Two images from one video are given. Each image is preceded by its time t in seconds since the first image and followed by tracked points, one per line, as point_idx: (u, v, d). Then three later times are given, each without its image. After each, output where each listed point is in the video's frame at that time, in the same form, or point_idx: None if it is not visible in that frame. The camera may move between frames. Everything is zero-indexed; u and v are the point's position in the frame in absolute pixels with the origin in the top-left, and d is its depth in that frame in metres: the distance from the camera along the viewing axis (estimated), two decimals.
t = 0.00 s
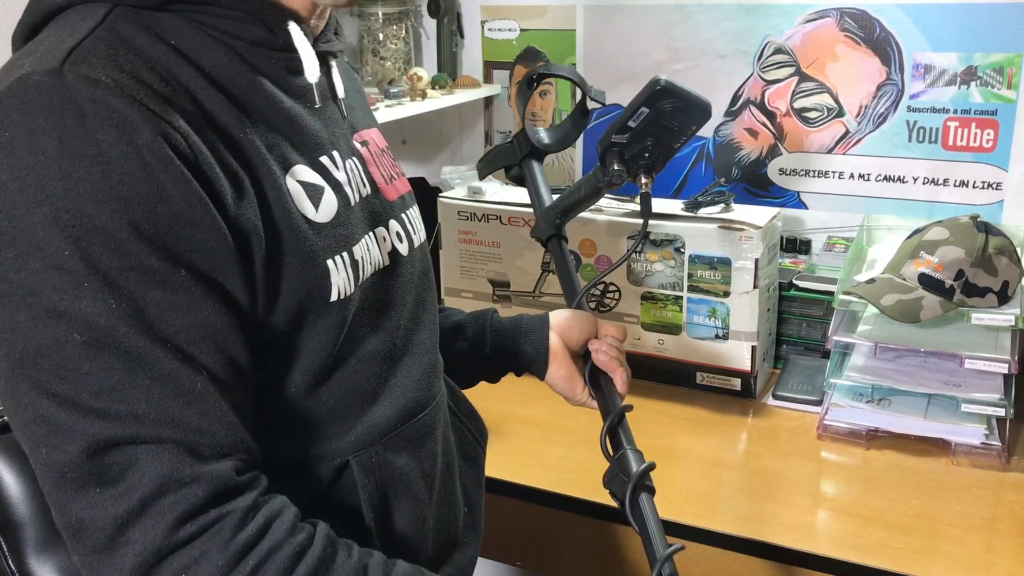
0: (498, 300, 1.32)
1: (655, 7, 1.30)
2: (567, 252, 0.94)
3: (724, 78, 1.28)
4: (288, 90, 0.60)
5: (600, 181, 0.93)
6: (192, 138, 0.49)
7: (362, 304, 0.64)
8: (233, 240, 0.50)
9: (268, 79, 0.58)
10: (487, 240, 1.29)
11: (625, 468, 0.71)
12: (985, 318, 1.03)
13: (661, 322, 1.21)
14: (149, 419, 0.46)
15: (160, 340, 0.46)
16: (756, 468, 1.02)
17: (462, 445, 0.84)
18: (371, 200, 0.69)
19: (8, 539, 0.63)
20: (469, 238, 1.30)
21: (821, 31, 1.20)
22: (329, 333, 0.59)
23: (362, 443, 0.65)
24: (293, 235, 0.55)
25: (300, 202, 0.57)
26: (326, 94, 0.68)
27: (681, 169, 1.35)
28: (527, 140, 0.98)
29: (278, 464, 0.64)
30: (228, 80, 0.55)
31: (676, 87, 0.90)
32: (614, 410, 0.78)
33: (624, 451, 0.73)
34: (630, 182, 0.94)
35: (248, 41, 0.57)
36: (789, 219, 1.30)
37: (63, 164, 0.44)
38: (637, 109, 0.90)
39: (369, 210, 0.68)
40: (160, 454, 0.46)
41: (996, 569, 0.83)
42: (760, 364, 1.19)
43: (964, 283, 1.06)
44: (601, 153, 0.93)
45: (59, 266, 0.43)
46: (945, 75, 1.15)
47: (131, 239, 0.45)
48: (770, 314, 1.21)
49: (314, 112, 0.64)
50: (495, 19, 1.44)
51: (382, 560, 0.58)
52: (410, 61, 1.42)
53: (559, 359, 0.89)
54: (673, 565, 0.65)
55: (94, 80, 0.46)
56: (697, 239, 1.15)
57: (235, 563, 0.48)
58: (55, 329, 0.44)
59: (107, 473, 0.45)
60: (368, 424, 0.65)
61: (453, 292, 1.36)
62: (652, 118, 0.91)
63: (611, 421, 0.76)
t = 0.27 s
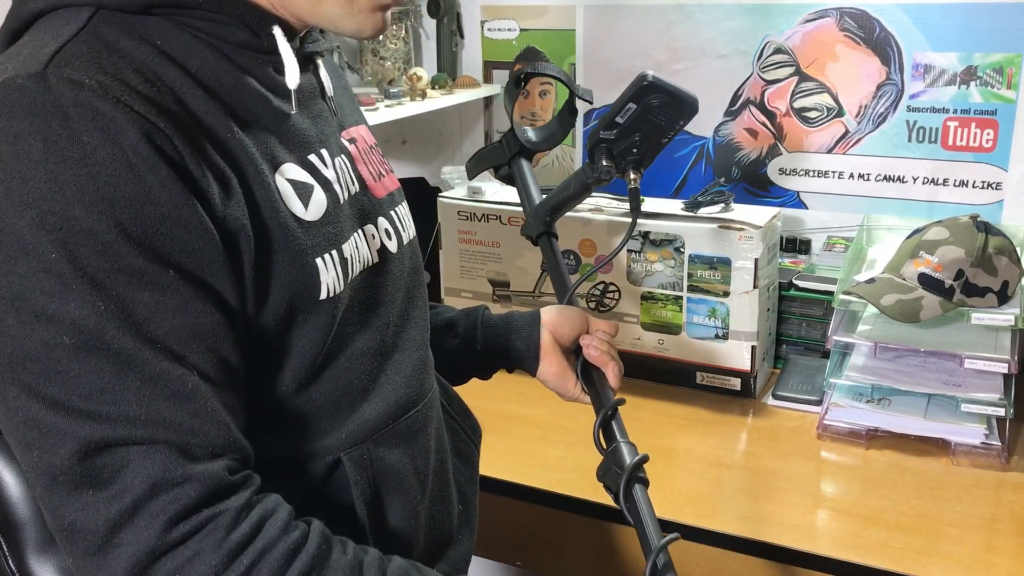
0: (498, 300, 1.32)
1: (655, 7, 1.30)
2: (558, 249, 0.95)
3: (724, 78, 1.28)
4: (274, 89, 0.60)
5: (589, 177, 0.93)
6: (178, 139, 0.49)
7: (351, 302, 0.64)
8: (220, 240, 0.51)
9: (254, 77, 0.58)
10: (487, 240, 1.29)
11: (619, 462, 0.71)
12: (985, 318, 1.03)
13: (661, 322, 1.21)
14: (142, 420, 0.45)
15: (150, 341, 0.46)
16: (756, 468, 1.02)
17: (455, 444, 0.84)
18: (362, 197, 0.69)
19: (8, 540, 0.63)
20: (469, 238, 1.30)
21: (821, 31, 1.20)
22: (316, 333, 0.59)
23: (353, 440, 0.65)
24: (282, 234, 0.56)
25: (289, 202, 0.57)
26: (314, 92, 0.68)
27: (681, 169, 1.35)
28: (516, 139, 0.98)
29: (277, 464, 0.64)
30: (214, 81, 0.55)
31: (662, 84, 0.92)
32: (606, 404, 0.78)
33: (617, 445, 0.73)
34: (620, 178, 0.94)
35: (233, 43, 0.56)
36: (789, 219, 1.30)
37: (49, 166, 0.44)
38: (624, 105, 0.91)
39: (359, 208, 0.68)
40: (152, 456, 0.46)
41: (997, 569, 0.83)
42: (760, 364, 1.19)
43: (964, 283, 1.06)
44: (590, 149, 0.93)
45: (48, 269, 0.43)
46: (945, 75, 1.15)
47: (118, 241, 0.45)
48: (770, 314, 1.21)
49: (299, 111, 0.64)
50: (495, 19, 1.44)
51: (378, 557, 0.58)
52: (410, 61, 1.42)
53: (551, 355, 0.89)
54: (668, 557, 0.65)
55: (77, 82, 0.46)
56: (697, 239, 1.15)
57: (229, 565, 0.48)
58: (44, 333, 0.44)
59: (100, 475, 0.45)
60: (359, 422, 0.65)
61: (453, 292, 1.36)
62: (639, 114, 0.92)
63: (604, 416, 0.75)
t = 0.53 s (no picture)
0: (498, 300, 1.32)
1: (655, 7, 1.30)
2: (553, 244, 0.97)
3: (725, 78, 1.28)
4: (274, 78, 0.60)
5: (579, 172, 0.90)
6: (181, 128, 0.49)
7: (352, 295, 0.64)
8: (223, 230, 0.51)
9: (255, 67, 0.58)
10: (487, 240, 1.29)
11: (616, 456, 0.71)
12: (984, 318, 1.03)
13: (661, 322, 1.21)
14: (145, 412, 0.45)
15: (153, 332, 0.46)
16: (756, 468, 1.02)
17: (451, 440, 0.84)
18: (361, 189, 0.69)
19: (8, 540, 0.63)
20: (469, 238, 1.30)
21: (821, 31, 1.20)
22: (316, 326, 0.59)
23: (356, 435, 0.65)
24: (285, 224, 0.56)
25: (292, 191, 0.57)
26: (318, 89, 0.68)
27: (681, 169, 1.35)
28: (508, 135, 0.99)
29: (277, 464, 0.64)
30: (214, 70, 0.54)
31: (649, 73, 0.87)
32: (602, 400, 0.78)
33: (614, 440, 0.73)
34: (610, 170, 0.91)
35: (231, 35, 0.57)
36: (789, 219, 1.30)
37: (50, 155, 0.44)
38: (608, 98, 0.87)
39: (360, 199, 0.68)
40: (156, 449, 0.45)
41: (996, 569, 0.83)
42: (760, 364, 1.19)
43: (964, 283, 1.06)
44: (578, 141, 0.90)
45: (49, 259, 0.43)
46: (945, 75, 1.15)
47: (121, 230, 0.45)
48: (770, 314, 1.21)
49: (299, 100, 0.64)
50: (494, 19, 1.44)
51: (383, 551, 0.57)
52: (410, 61, 1.42)
53: (546, 352, 0.89)
54: (668, 548, 0.65)
55: (79, 71, 0.46)
56: (697, 239, 1.15)
57: (233, 559, 0.47)
58: (46, 324, 0.44)
59: (102, 468, 0.45)
60: (363, 416, 0.65)
61: (454, 292, 1.36)
62: (625, 106, 0.88)
63: (600, 412, 0.75)
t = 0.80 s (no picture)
0: (498, 300, 1.32)
1: (655, 7, 1.30)
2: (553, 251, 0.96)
3: (725, 78, 1.28)
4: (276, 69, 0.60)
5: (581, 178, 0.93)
6: (179, 117, 0.49)
7: (356, 288, 0.64)
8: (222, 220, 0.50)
9: (258, 60, 0.58)
10: (487, 240, 1.29)
11: (616, 456, 0.71)
12: (984, 318, 1.03)
13: (661, 322, 1.21)
14: (142, 402, 0.45)
15: (151, 322, 0.46)
16: (755, 468, 1.02)
17: (452, 439, 0.84)
18: (363, 183, 0.69)
19: (8, 540, 0.64)
20: (469, 238, 1.30)
21: (821, 31, 1.20)
22: (319, 318, 0.59)
23: (361, 429, 0.65)
24: (286, 215, 0.56)
25: (293, 181, 0.57)
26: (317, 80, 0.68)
27: (681, 169, 1.35)
28: (507, 143, 0.99)
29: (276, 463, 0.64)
30: (214, 60, 0.55)
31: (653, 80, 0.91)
32: (602, 400, 0.78)
33: (614, 440, 0.73)
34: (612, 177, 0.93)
35: (231, 26, 0.57)
36: (789, 219, 1.30)
37: (48, 144, 0.44)
38: (614, 103, 0.90)
39: (362, 192, 0.68)
40: (154, 439, 0.45)
41: (996, 569, 0.83)
42: (760, 364, 1.19)
43: (964, 283, 1.06)
44: (580, 146, 0.93)
45: (46, 248, 0.43)
46: (945, 75, 1.15)
47: (118, 218, 0.45)
48: (770, 314, 1.21)
49: (300, 91, 0.64)
50: (494, 19, 1.44)
51: (382, 545, 0.56)
52: (410, 61, 1.42)
53: (546, 354, 0.89)
54: (668, 545, 0.65)
55: (76, 59, 0.46)
56: (697, 239, 1.15)
57: (234, 551, 0.47)
58: (43, 313, 0.44)
59: (98, 459, 0.45)
60: (368, 409, 0.65)
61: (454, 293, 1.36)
62: (630, 113, 0.91)
63: (600, 412, 0.75)
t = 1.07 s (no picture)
0: (498, 300, 1.32)
1: (655, 7, 1.30)
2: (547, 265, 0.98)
3: (725, 78, 1.28)
4: (283, 77, 0.60)
5: (577, 191, 0.97)
6: (186, 124, 0.49)
7: (361, 294, 0.64)
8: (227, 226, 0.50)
9: (262, 65, 0.58)
10: (487, 240, 1.29)
11: (616, 458, 0.71)
12: (984, 318, 1.03)
13: (661, 322, 1.21)
14: (147, 408, 0.45)
15: (156, 328, 0.46)
16: (755, 468, 1.02)
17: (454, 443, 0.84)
18: (372, 188, 0.69)
19: (8, 540, 0.64)
20: (470, 238, 1.30)
21: (821, 30, 1.20)
22: (325, 324, 0.59)
23: (363, 436, 0.65)
24: (292, 222, 0.56)
25: (300, 188, 0.57)
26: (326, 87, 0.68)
27: (681, 169, 1.35)
28: (500, 163, 1.00)
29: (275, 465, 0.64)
30: (222, 67, 0.54)
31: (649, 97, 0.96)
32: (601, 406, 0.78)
33: (613, 443, 0.73)
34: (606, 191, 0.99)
35: (241, 31, 0.56)
36: (789, 219, 1.30)
37: (55, 148, 0.44)
38: (610, 118, 0.96)
39: (371, 199, 0.68)
40: (158, 442, 0.45)
41: (996, 569, 0.83)
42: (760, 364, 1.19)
43: (964, 283, 1.06)
44: (578, 161, 0.98)
45: (52, 252, 0.43)
46: (945, 75, 1.15)
47: (125, 224, 0.45)
48: (770, 314, 1.21)
49: (308, 98, 0.64)
50: (495, 19, 1.44)
51: (385, 548, 0.57)
52: (410, 61, 1.42)
53: (547, 359, 0.89)
54: (671, 544, 0.65)
55: (86, 65, 0.46)
56: (697, 239, 1.15)
57: (238, 552, 0.47)
58: (49, 317, 0.44)
59: (103, 463, 0.45)
60: (369, 416, 0.65)
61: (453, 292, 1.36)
62: (624, 127, 0.97)
63: (598, 418, 0.75)
